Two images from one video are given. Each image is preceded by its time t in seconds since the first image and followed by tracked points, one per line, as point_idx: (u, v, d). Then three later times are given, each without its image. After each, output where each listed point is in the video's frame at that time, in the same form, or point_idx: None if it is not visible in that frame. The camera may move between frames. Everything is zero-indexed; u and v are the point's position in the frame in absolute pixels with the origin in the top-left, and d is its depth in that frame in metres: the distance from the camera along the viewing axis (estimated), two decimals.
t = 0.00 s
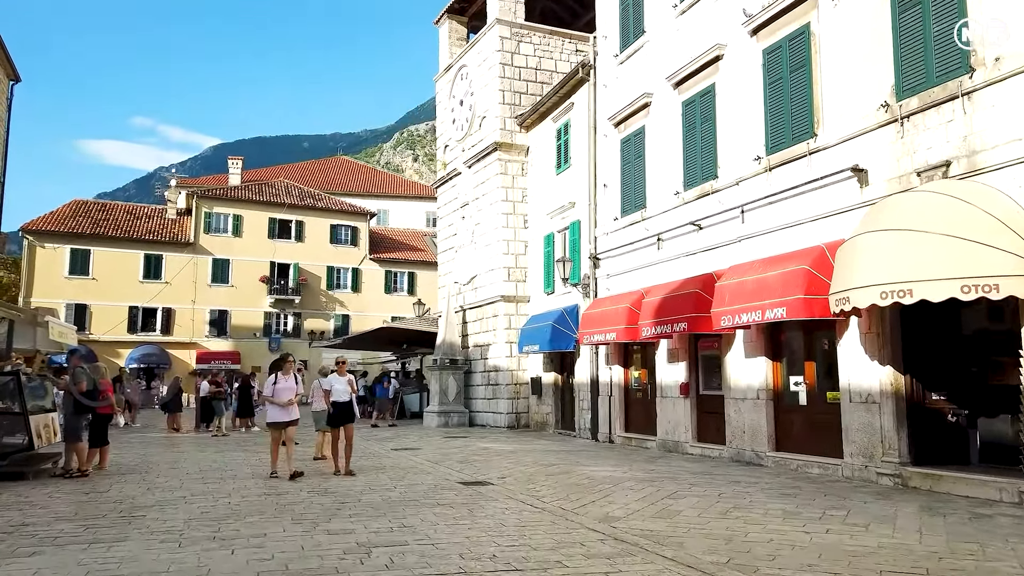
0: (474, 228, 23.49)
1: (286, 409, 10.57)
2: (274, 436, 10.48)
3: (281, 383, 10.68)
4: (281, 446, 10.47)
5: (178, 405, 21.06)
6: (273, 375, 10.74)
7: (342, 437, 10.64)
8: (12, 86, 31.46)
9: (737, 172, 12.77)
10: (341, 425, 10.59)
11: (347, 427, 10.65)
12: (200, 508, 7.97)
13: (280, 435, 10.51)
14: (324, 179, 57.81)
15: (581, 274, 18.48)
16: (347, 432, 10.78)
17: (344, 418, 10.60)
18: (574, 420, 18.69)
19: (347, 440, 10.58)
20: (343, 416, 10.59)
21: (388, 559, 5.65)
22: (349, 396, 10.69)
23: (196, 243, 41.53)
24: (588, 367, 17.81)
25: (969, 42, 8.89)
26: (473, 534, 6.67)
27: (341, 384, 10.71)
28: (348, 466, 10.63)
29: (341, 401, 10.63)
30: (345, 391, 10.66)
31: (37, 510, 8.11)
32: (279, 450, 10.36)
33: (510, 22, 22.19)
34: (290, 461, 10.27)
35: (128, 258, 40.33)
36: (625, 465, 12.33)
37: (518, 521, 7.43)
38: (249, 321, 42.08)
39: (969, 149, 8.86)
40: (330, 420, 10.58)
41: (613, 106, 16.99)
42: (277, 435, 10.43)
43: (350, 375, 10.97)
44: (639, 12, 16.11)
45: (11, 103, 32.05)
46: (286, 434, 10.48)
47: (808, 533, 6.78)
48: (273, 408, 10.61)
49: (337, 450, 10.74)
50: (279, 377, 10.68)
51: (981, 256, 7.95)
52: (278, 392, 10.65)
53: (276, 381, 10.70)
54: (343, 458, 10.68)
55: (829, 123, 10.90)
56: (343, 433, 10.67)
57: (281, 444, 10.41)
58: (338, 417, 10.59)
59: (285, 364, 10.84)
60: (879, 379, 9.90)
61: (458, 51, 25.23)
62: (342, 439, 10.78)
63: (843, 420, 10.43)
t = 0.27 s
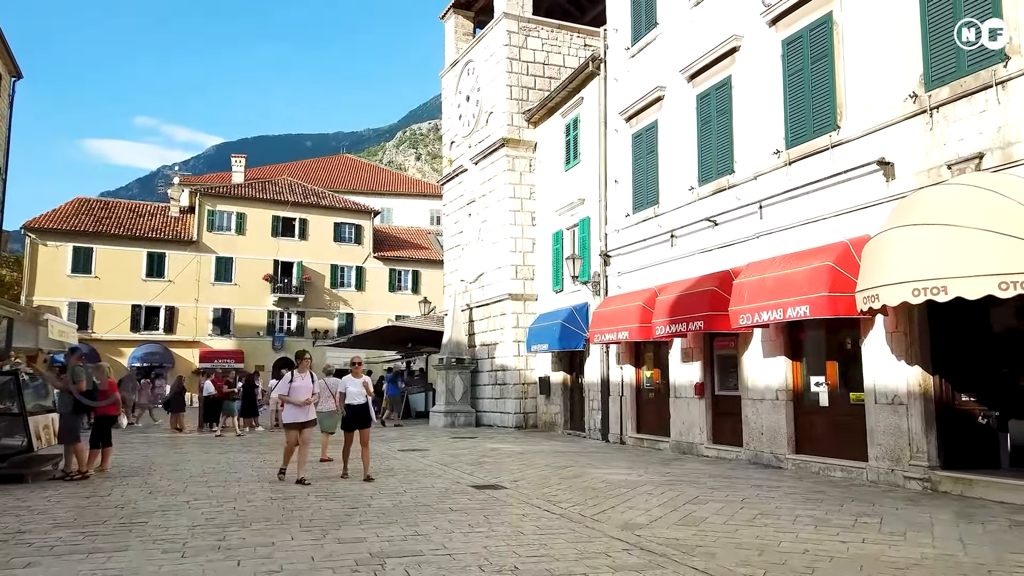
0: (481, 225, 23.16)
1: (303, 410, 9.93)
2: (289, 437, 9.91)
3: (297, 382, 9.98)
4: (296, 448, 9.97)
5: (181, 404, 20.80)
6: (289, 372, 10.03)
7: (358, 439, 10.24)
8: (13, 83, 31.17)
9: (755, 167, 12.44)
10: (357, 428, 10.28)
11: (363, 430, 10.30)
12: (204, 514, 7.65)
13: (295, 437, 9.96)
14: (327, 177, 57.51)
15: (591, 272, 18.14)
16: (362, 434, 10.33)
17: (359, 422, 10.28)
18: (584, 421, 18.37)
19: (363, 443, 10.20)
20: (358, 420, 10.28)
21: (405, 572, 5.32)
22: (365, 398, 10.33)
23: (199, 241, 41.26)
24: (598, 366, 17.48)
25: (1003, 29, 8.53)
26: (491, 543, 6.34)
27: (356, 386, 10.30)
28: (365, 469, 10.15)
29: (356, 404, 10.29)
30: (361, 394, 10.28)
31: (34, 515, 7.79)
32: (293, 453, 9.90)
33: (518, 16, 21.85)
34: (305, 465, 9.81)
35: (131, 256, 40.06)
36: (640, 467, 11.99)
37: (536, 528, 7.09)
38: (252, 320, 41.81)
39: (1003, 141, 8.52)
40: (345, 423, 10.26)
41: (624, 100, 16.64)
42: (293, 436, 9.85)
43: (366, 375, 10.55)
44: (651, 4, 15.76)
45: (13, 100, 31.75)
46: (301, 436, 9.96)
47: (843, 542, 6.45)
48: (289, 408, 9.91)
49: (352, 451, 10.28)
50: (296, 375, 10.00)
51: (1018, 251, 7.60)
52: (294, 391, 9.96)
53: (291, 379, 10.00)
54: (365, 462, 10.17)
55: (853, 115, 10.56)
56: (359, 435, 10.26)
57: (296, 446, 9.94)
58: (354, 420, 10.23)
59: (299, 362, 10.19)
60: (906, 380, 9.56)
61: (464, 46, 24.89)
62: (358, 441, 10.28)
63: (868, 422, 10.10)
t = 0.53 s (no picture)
0: (488, 222, 22.80)
1: (318, 409, 9.43)
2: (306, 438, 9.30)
3: (312, 380, 9.53)
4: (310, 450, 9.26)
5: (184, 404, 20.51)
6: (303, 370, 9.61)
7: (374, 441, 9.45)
8: (15, 80, 30.85)
9: (774, 159, 12.07)
10: (373, 429, 9.30)
11: (380, 431, 9.35)
12: (207, 519, 7.30)
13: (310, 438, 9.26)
14: (329, 176, 57.20)
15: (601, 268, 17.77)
16: (379, 434, 9.49)
17: (377, 421, 9.26)
18: (594, 420, 18.02)
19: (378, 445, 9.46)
20: (376, 420, 9.25)
21: None
22: (384, 396, 9.29)
23: (202, 239, 40.94)
24: (609, 365, 17.13)
25: None
26: (513, 551, 5.98)
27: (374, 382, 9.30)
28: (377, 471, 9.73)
29: (374, 402, 9.25)
30: (379, 391, 9.26)
31: (31, 520, 7.45)
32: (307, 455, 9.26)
33: (525, 9, 21.48)
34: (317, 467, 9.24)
35: (133, 255, 39.77)
36: (657, 468, 11.62)
37: (557, 534, 6.73)
38: (255, 319, 41.51)
39: None
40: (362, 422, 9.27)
41: (636, 93, 16.28)
42: (309, 436, 9.27)
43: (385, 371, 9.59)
44: None
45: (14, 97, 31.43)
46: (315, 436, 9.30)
47: (885, 549, 6.08)
48: (303, 407, 9.44)
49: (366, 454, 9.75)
50: (310, 373, 9.58)
51: None
52: (308, 390, 9.51)
53: (305, 378, 9.58)
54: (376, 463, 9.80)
55: (878, 103, 10.19)
56: (377, 436, 9.43)
57: (309, 447, 9.27)
58: (371, 419, 9.22)
59: (315, 359, 9.76)
60: (937, 378, 9.19)
61: (470, 41, 24.53)
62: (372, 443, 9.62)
63: (896, 422, 9.73)
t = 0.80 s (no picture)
0: (494, 219, 22.52)
1: (330, 413, 9.04)
2: (319, 442, 8.90)
3: (325, 383, 9.14)
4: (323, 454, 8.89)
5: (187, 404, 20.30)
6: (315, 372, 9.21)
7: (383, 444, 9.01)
8: (16, 77, 30.62)
9: (791, 153, 11.79)
10: (385, 432, 8.98)
11: (392, 434, 9.01)
12: (212, 526, 7.02)
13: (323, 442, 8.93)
14: (332, 174, 56.92)
15: (611, 266, 17.49)
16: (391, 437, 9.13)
17: (389, 423, 8.96)
18: (603, 421, 17.75)
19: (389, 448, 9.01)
20: (388, 421, 8.95)
21: None
22: (397, 398, 9.06)
23: (204, 238, 40.68)
24: (619, 364, 16.85)
25: None
26: (533, 560, 5.69)
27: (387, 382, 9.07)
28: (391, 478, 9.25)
29: (386, 404, 8.99)
30: (392, 393, 9.03)
31: (29, 526, 7.19)
32: (320, 458, 8.89)
33: (532, 3, 21.17)
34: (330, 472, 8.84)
35: (135, 253, 39.54)
36: (672, 470, 11.33)
37: (577, 541, 6.45)
38: (258, 318, 41.28)
39: None
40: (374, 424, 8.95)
41: (646, 87, 15.98)
42: (322, 441, 8.87)
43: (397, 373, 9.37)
44: None
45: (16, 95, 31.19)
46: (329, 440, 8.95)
47: (923, 559, 5.79)
48: (315, 411, 9.03)
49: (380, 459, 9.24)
50: (322, 374, 9.19)
51: None
52: (320, 393, 9.11)
53: (317, 380, 9.19)
54: (389, 469, 9.34)
55: (902, 94, 9.89)
56: (389, 439, 9.03)
57: (322, 452, 8.91)
58: (383, 421, 8.93)
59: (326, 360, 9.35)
60: (965, 377, 8.90)
61: (476, 36, 24.24)
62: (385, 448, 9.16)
63: (921, 423, 9.44)
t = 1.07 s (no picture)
0: (500, 217, 22.24)
1: (345, 411, 8.58)
2: (332, 443, 8.47)
3: (339, 379, 8.63)
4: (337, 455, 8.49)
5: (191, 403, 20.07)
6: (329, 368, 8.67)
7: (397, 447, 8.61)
8: (18, 74, 30.40)
9: (809, 146, 11.51)
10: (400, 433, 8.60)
11: (407, 435, 8.65)
12: (217, 529, 6.75)
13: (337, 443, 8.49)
14: (335, 173, 56.70)
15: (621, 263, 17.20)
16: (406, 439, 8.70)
17: (404, 425, 8.58)
18: (612, 421, 17.46)
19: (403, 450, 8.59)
20: (403, 423, 8.56)
21: None
22: (413, 397, 8.69)
23: (207, 237, 40.42)
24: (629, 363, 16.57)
25: None
26: (556, 567, 5.40)
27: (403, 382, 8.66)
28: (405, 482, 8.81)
29: (402, 404, 8.63)
30: (408, 392, 8.65)
31: (28, 529, 6.92)
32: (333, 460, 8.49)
33: None
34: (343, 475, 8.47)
35: (138, 252, 39.32)
36: (688, 472, 11.04)
37: (599, 546, 6.16)
38: (261, 317, 41.03)
39: None
40: (388, 424, 8.56)
41: (657, 81, 15.70)
42: (335, 442, 8.44)
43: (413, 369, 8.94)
44: None
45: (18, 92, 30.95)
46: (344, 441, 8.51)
47: (966, 566, 5.50)
48: (328, 408, 8.62)
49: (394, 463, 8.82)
50: (336, 370, 8.64)
51: None
52: (334, 389, 8.62)
53: (331, 375, 8.65)
54: (404, 472, 8.87)
55: (927, 84, 9.60)
56: (404, 441, 8.66)
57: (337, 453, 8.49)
58: (399, 422, 8.54)
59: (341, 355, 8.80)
60: (995, 375, 8.60)
61: (482, 31, 23.96)
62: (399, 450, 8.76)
63: (948, 423, 9.14)
